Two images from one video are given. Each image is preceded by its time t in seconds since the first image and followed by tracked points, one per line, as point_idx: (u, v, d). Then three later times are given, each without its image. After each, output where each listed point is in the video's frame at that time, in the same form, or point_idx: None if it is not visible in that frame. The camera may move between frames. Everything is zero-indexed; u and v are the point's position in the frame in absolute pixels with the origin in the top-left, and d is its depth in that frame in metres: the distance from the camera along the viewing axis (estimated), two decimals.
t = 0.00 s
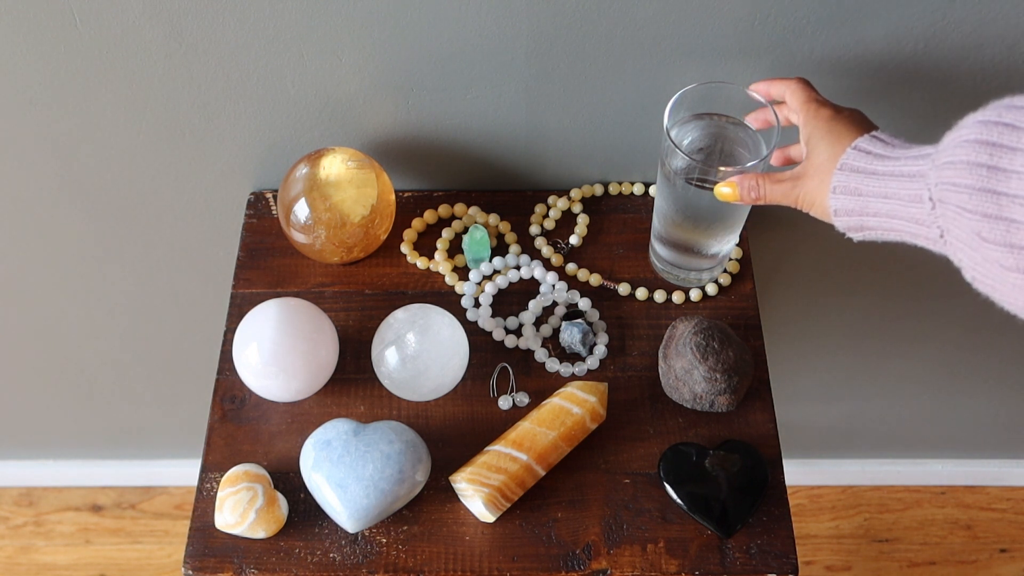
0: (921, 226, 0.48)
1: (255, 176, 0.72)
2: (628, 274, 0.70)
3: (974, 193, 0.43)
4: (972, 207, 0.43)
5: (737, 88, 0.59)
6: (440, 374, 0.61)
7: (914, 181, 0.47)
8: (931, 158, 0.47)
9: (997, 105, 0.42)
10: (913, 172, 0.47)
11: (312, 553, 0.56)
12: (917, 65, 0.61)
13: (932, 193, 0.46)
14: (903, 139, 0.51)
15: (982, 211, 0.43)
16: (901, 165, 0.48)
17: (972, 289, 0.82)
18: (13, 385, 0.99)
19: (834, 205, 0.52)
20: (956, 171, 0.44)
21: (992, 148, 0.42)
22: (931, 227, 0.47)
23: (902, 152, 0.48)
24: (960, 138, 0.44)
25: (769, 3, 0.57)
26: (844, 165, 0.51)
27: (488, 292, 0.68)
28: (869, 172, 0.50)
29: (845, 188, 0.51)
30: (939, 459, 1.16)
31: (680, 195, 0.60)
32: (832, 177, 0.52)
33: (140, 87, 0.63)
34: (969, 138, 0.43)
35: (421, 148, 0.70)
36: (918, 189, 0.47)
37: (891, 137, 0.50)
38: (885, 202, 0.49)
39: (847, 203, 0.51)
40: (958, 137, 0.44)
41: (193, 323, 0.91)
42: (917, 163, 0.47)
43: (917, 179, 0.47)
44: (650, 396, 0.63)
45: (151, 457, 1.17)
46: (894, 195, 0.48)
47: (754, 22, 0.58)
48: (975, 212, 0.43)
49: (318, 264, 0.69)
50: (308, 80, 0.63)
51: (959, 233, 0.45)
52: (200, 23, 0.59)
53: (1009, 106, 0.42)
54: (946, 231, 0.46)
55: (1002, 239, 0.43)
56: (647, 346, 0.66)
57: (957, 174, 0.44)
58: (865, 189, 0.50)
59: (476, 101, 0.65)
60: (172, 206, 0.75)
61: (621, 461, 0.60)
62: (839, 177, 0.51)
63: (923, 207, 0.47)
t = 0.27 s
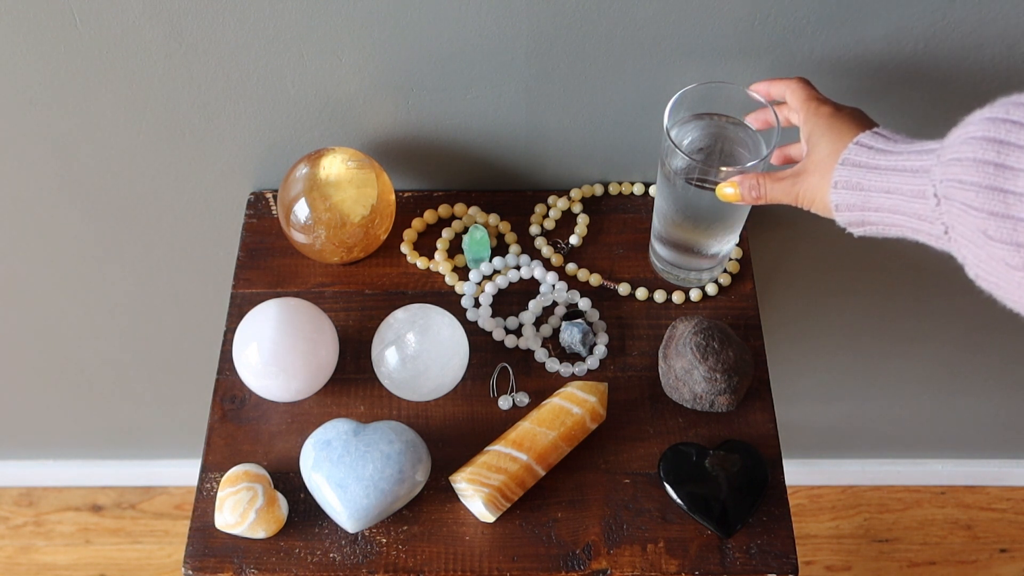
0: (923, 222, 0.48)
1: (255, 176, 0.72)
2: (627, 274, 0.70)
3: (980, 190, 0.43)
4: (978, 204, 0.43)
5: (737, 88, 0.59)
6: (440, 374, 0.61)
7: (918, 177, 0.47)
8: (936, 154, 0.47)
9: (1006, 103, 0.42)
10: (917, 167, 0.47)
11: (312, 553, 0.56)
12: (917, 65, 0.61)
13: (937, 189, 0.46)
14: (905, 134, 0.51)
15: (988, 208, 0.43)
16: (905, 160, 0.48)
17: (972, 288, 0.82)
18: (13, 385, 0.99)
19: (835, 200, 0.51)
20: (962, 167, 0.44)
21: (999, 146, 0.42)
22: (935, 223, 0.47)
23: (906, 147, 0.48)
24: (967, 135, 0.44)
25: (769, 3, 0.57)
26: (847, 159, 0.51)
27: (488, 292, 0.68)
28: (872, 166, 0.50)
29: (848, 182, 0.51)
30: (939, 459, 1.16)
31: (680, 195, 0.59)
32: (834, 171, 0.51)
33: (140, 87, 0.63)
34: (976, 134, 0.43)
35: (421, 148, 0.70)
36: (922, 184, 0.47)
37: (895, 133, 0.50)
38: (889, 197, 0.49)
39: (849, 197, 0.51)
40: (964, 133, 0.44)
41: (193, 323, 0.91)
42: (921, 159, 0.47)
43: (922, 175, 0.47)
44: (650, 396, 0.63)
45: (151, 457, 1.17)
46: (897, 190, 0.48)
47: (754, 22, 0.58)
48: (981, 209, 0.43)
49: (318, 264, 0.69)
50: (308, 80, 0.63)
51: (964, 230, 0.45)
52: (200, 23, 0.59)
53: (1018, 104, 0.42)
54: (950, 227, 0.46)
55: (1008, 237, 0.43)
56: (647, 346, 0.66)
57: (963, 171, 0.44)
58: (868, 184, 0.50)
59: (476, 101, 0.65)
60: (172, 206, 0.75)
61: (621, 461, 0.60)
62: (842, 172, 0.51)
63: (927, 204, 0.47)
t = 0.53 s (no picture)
0: (947, 218, 0.48)
1: (255, 176, 0.72)
2: (627, 274, 0.70)
3: (1007, 187, 0.43)
4: (1005, 202, 0.43)
5: (737, 88, 0.59)
6: (440, 374, 0.61)
7: (942, 173, 0.47)
8: (962, 149, 0.47)
9: None
10: (941, 163, 0.47)
11: (312, 553, 0.56)
12: (917, 65, 0.61)
13: (962, 185, 0.46)
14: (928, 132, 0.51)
15: (1014, 206, 0.43)
16: (929, 156, 0.48)
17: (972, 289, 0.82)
18: (13, 385, 0.99)
19: (857, 196, 0.51)
20: (990, 163, 0.44)
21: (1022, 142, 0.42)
22: (959, 219, 0.47)
23: (929, 143, 0.48)
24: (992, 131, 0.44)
25: (769, 3, 0.57)
26: (869, 156, 0.51)
27: (488, 292, 0.68)
28: (895, 162, 0.50)
29: (870, 179, 0.51)
30: (939, 459, 1.16)
31: (680, 195, 0.59)
32: (855, 169, 0.52)
33: (140, 87, 0.63)
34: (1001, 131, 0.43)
35: (421, 149, 0.70)
36: (946, 180, 0.47)
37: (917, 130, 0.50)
38: (912, 193, 0.49)
39: (871, 194, 0.51)
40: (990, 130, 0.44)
41: (193, 323, 0.91)
42: (947, 154, 0.47)
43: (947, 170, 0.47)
44: (650, 396, 0.63)
45: (151, 457, 1.17)
46: (920, 185, 0.48)
47: (754, 22, 0.58)
48: (1007, 206, 0.43)
49: (318, 264, 0.69)
50: (308, 80, 0.63)
51: (989, 227, 0.45)
52: (200, 23, 0.59)
53: None
54: (975, 224, 0.46)
55: None
56: (647, 346, 0.66)
57: (990, 167, 0.44)
58: (891, 180, 0.50)
59: (476, 101, 0.65)
60: (172, 206, 0.75)
61: (621, 461, 0.60)
62: (864, 168, 0.51)
63: (951, 199, 0.47)
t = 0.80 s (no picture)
0: (998, 287, 0.48)
1: (255, 175, 0.72)
2: (628, 274, 0.70)
3: None
4: None
5: (737, 88, 0.59)
6: (440, 374, 0.61)
7: (989, 243, 0.48)
8: (1003, 220, 0.47)
9: None
10: (987, 235, 0.48)
11: (312, 553, 0.56)
12: (917, 65, 0.61)
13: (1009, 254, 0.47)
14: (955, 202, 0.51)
15: None
16: (972, 227, 0.48)
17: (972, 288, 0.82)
18: (13, 385, 0.99)
19: (904, 273, 0.51)
20: None
21: None
22: (1007, 288, 0.48)
23: (969, 214, 0.49)
24: None
25: (769, 3, 0.57)
26: (912, 234, 0.51)
27: (488, 292, 0.68)
28: (940, 238, 0.49)
29: (917, 257, 0.50)
30: (939, 459, 1.15)
31: (680, 195, 0.60)
32: (901, 249, 0.51)
33: (141, 87, 0.63)
34: None
35: (421, 149, 0.70)
36: (995, 251, 0.47)
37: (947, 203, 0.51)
38: (959, 265, 0.49)
39: (919, 270, 0.50)
40: None
41: (193, 324, 0.91)
42: (988, 226, 0.48)
43: (989, 241, 0.48)
44: (650, 396, 0.63)
45: (151, 457, 1.17)
46: (965, 257, 0.49)
47: (754, 23, 0.58)
48: None
49: (318, 264, 0.69)
50: (308, 80, 0.63)
51: None
52: (201, 23, 0.59)
53: None
54: None
55: None
56: (647, 346, 0.66)
57: None
58: (938, 256, 0.49)
59: (476, 101, 0.65)
60: (172, 206, 0.75)
61: (621, 461, 0.60)
62: (907, 246, 0.51)
63: (998, 268, 0.48)
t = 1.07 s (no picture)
0: (984, 398, 0.46)
1: (255, 175, 0.72)
2: (628, 274, 0.70)
3: None
4: None
5: (737, 88, 0.59)
6: (440, 374, 0.61)
7: (962, 361, 0.46)
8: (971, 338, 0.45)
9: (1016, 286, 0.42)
10: (957, 353, 0.46)
11: (312, 553, 0.56)
12: (917, 66, 0.61)
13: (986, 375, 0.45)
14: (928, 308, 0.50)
15: None
16: (942, 349, 0.47)
17: (971, 288, 0.82)
18: (13, 385, 0.99)
19: (900, 408, 0.49)
20: (1004, 357, 0.43)
21: None
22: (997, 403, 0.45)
23: (936, 334, 0.47)
24: (995, 322, 0.43)
25: (769, 3, 0.57)
26: (890, 368, 0.49)
27: (488, 292, 0.68)
28: (916, 364, 0.48)
29: (902, 390, 0.49)
30: (940, 460, 1.14)
31: (680, 195, 0.60)
32: (884, 384, 0.50)
33: (141, 87, 0.63)
34: (1006, 323, 0.42)
35: (420, 149, 0.70)
36: (969, 369, 0.46)
37: (916, 317, 0.49)
38: (948, 387, 0.47)
39: (912, 401, 0.49)
40: (992, 324, 0.43)
41: (193, 324, 0.91)
42: (958, 347, 0.46)
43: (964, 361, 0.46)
44: (650, 396, 0.63)
45: (151, 457, 1.17)
46: (946, 378, 0.47)
47: (754, 23, 0.59)
48: None
49: (318, 264, 0.69)
50: (308, 80, 0.63)
51: None
52: (201, 23, 0.59)
53: None
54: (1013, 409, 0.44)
55: None
56: (647, 346, 0.66)
57: (1008, 358, 0.43)
58: (921, 382, 0.48)
59: (476, 101, 0.65)
60: (172, 206, 0.75)
61: (621, 461, 0.60)
62: (892, 383, 0.49)
63: (981, 387, 0.46)
